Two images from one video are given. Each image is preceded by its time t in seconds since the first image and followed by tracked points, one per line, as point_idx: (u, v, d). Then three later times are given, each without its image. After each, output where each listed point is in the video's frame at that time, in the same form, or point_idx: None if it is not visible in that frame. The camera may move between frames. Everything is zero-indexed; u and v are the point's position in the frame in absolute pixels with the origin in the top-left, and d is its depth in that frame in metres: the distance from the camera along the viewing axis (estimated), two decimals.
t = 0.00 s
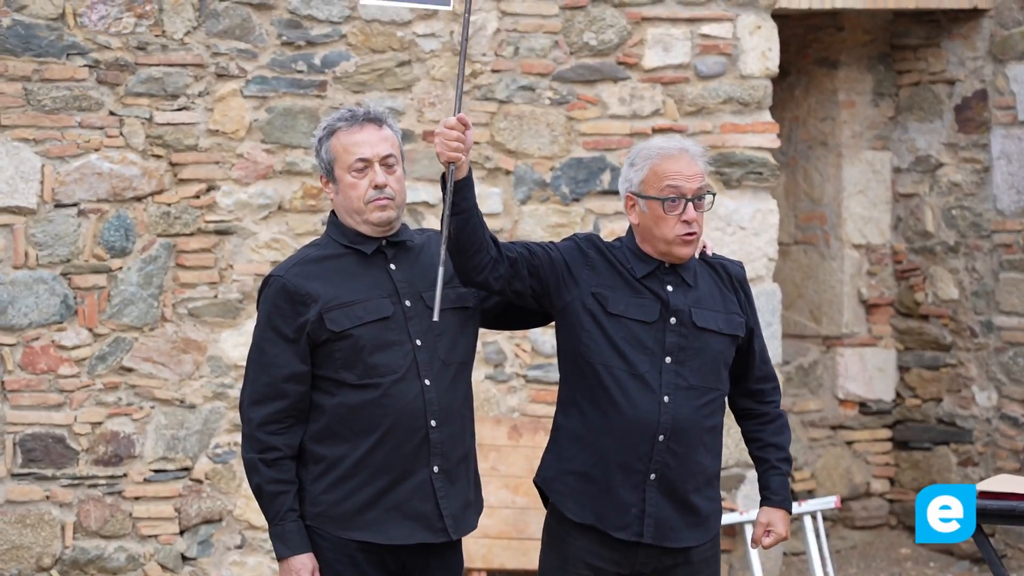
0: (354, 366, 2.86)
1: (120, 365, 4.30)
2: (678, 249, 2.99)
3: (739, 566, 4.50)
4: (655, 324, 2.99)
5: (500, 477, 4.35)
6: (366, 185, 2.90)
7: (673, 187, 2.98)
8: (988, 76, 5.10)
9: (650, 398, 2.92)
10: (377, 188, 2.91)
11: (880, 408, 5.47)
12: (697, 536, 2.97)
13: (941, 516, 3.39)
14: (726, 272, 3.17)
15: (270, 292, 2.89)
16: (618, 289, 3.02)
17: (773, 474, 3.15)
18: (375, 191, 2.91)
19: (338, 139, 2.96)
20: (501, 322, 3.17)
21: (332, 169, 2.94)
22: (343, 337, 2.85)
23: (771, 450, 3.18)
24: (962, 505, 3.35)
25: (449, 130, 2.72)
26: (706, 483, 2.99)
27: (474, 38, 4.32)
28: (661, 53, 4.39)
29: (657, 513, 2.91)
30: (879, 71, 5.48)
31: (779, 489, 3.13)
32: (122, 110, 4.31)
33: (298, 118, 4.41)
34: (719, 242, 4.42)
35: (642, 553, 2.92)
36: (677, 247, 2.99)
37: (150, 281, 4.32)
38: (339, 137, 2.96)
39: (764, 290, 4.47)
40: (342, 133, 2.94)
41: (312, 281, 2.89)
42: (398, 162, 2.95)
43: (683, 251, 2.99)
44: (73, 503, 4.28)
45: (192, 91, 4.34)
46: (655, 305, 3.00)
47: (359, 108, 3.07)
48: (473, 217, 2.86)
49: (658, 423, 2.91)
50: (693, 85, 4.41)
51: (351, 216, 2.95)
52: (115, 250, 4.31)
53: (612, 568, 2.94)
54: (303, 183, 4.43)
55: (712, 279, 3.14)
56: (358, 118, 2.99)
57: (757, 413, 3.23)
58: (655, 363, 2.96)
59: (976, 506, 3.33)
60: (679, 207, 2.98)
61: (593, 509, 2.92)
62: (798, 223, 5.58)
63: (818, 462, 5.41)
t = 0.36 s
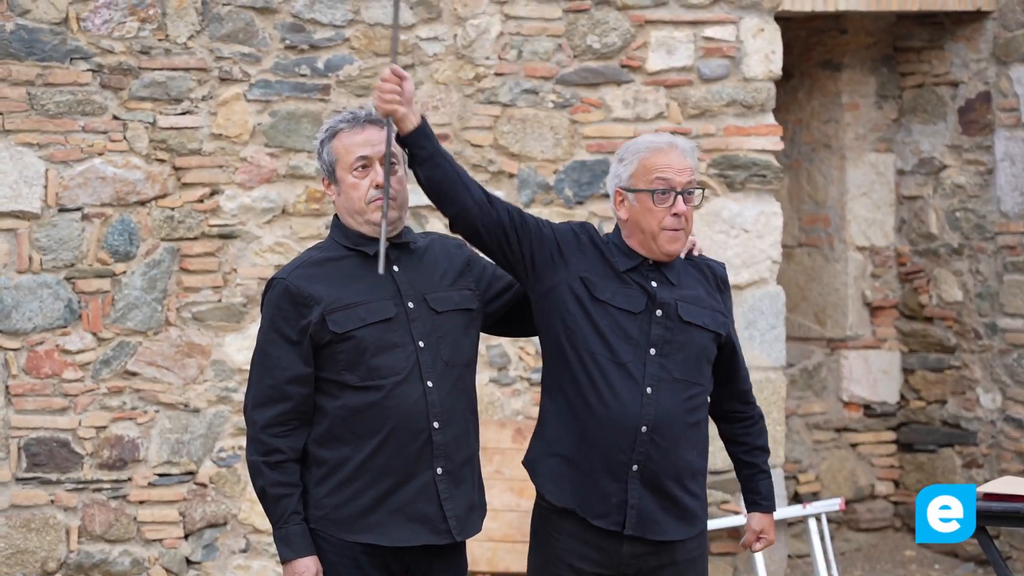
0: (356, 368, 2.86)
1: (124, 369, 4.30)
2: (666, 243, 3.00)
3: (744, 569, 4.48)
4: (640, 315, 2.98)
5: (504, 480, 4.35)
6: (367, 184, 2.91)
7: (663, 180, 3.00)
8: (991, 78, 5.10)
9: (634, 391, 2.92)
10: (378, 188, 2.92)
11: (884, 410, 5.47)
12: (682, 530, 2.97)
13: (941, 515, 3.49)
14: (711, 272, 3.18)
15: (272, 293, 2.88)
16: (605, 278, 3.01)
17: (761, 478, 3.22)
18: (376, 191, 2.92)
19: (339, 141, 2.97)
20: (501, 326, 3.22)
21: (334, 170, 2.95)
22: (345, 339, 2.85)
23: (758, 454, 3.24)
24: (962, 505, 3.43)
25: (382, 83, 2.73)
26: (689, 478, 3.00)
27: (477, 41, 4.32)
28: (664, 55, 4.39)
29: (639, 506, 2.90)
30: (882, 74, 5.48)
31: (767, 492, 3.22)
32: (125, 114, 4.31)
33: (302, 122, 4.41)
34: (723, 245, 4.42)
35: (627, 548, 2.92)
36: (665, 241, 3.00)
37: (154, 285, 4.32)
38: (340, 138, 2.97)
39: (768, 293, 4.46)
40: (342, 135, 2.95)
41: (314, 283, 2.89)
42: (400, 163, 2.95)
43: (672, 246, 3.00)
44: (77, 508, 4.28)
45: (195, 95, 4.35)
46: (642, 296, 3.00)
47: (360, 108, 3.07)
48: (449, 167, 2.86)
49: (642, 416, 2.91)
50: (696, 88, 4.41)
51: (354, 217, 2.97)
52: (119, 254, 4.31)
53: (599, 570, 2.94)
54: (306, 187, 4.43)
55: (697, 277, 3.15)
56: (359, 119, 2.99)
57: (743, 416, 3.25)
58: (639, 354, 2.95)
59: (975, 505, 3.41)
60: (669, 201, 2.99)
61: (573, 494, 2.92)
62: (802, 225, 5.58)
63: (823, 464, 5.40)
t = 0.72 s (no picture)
0: (353, 360, 2.85)
1: (129, 368, 4.30)
2: (649, 234, 3.04)
3: (749, 568, 4.47)
4: (611, 302, 3.00)
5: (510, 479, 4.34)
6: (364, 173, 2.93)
7: (653, 174, 3.03)
8: (996, 77, 5.10)
9: (598, 377, 2.93)
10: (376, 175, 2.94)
11: (889, 409, 5.46)
12: (649, 519, 2.97)
13: (942, 516, 3.63)
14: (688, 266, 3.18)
15: (270, 286, 2.89)
16: (579, 263, 3.04)
17: (723, 475, 3.25)
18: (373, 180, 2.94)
19: (336, 135, 3.00)
20: (496, 328, 3.24)
21: (331, 163, 2.98)
22: (343, 330, 2.85)
23: (721, 451, 3.26)
24: (961, 505, 3.55)
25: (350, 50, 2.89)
26: (656, 470, 2.99)
27: (482, 40, 4.32)
28: (669, 54, 4.39)
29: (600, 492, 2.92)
30: (886, 72, 5.48)
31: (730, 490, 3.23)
32: (130, 113, 4.31)
33: (307, 121, 4.41)
34: (728, 244, 4.41)
35: (596, 542, 2.95)
36: (648, 232, 3.04)
37: (158, 284, 4.32)
38: (338, 133, 3.01)
39: (773, 291, 4.46)
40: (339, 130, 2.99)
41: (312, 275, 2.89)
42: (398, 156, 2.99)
43: (655, 238, 3.05)
44: (82, 507, 4.28)
45: (200, 94, 4.35)
46: (613, 283, 3.01)
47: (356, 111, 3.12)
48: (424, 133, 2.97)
49: (605, 402, 2.92)
50: (701, 87, 4.40)
51: (352, 210, 2.98)
52: (124, 254, 4.31)
53: (571, 564, 2.97)
54: (311, 186, 4.43)
55: (673, 270, 3.15)
56: (355, 115, 3.04)
57: (708, 410, 3.25)
58: (606, 340, 2.97)
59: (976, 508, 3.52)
60: (656, 194, 3.02)
61: (536, 478, 2.94)
62: (806, 224, 5.58)
63: (827, 463, 5.41)
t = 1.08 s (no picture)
0: (349, 348, 2.87)
1: (132, 362, 4.30)
2: (651, 240, 3.02)
3: (753, 561, 4.48)
4: (608, 310, 2.99)
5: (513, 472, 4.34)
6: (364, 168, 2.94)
7: (651, 179, 3.00)
8: (999, 70, 5.10)
9: (593, 387, 2.94)
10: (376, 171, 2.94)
11: (893, 402, 5.46)
12: (647, 525, 2.99)
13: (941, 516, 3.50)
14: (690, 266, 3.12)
15: (271, 269, 2.96)
16: (576, 270, 3.02)
17: (738, 463, 3.18)
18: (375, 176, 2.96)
19: (338, 130, 3.00)
20: (502, 327, 3.17)
21: (335, 159, 2.98)
22: (339, 319, 2.89)
23: (735, 440, 3.20)
24: (962, 505, 3.47)
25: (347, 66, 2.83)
26: (654, 475, 3.01)
27: (485, 33, 4.32)
28: (672, 48, 4.38)
29: (600, 500, 2.94)
30: (890, 66, 5.48)
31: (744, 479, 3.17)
32: (133, 107, 4.31)
33: (310, 115, 4.41)
34: (731, 237, 4.41)
35: (594, 545, 2.96)
36: (649, 238, 3.01)
37: (162, 278, 4.32)
38: (339, 129, 3.00)
39: (775, 284, 4.46)
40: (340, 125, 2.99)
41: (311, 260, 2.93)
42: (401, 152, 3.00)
43: (656, 243, 3.02)
44: (86, 501, 4.28)
45: (203, 87, 4.35)
46: (611, 291, 3.00)
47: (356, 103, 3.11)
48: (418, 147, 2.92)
49: (601, 413, 2.92)
50: (704, 80, 4.40)
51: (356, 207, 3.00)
52: (127, 247, 4.31)
53: (568, 563, 2.99)
54: (315, 179, 4.43)
55: (674, 273, 3.11)
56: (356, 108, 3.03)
57: (721, 404, 3.23)
58: (603, 350, 2.96)
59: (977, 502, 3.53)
60: (656, 200, 2.99)
61: (533, 485, 2.97)
62: (810, 218, 5.57)
63: (831, 457, 5.42)
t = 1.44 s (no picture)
0: (348, 342, 2.87)
1: (132, 356, 4.30)
2: (655, 236, 3.01)
3: (753, 552, 4.48)
4: (615, 306, 2.98)
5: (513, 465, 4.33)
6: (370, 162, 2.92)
7: (655, 176, 3.00)
8: (998, 61, 5.11)
9: (600, 382, 2.93)
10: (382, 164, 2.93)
11: (892, 394, 5.46)
12: (652, 520, 2.98)
13: (941, 516, 3.59)
14: (695, 261, 3.13)
15: (270, 262, 2.98)
16: (583, 267, 3.02)
17: (744, 469, 3.18)
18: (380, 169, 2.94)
19: (340, 122, 2.97)
20: (501, 318, 3.19)
21: (338, 150, 2.96)
22: (339, 312, 2.88)
23: (741, 443, 3.21)
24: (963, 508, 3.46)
25: (353, 58, 2.85)
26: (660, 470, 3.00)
27: (484, 26, 4.31)
28: (671, 40, 4.38)
29: (605, 496, 2.93)
30: (889, 57, 5.47)
31: (750, 483, 3.18)
32: (132, 100, 4.31)
33: (309, 108, 4.41)
34: (730, 230, 4.41)
35: (597, 541, 2.96)
36: (653, 234, 3.01)
37: (161, 272, 4.31)
38: (342, 120, 2.98)
39: (775, 277, 4.46)
40: (344, 117, 2.96)
41: (310, 253, 2.95)
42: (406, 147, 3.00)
43: (661, 239, 3.01)
44: (86, 495, 4.28)
45: (202, 81, 4.34)
46: (617, 286, 3.00)
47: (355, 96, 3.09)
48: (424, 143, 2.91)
49: (607, 407, 2.92)
50: (703, 72, 4.40)
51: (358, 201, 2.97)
52: (126, 241, 4.31)
53: (571, 560, 2.99)
54: (314, 172, 4.43)
55: (680, 268, 3.11)
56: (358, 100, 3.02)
57: (727, 405, 3.23)
58: (610, 344, 2.96)
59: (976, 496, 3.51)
60: (660, 195, 2.99)
61: (537, 481, 2.96)
62: (809, 209, 5.56)
63: (830, 448, 5.42)
